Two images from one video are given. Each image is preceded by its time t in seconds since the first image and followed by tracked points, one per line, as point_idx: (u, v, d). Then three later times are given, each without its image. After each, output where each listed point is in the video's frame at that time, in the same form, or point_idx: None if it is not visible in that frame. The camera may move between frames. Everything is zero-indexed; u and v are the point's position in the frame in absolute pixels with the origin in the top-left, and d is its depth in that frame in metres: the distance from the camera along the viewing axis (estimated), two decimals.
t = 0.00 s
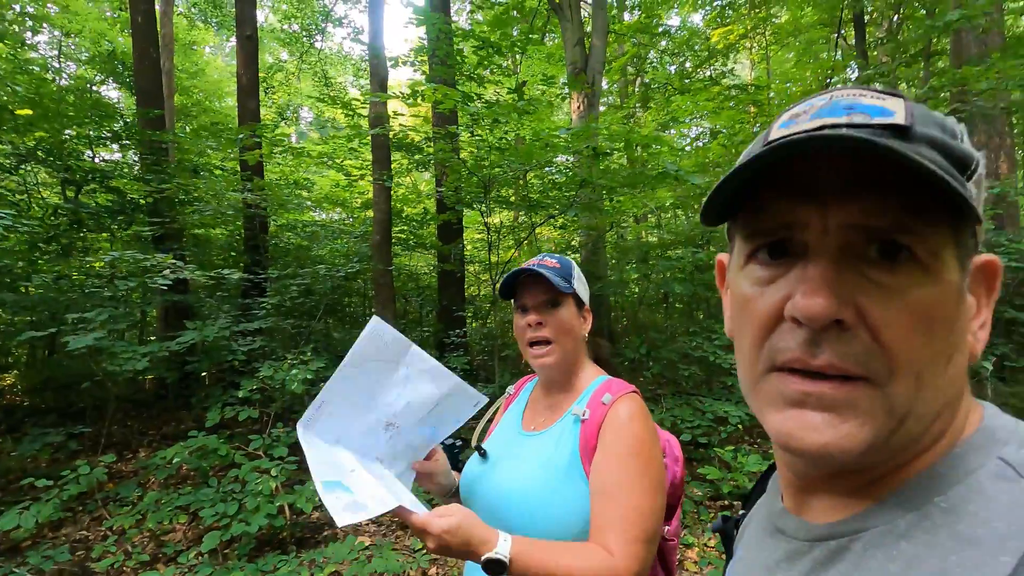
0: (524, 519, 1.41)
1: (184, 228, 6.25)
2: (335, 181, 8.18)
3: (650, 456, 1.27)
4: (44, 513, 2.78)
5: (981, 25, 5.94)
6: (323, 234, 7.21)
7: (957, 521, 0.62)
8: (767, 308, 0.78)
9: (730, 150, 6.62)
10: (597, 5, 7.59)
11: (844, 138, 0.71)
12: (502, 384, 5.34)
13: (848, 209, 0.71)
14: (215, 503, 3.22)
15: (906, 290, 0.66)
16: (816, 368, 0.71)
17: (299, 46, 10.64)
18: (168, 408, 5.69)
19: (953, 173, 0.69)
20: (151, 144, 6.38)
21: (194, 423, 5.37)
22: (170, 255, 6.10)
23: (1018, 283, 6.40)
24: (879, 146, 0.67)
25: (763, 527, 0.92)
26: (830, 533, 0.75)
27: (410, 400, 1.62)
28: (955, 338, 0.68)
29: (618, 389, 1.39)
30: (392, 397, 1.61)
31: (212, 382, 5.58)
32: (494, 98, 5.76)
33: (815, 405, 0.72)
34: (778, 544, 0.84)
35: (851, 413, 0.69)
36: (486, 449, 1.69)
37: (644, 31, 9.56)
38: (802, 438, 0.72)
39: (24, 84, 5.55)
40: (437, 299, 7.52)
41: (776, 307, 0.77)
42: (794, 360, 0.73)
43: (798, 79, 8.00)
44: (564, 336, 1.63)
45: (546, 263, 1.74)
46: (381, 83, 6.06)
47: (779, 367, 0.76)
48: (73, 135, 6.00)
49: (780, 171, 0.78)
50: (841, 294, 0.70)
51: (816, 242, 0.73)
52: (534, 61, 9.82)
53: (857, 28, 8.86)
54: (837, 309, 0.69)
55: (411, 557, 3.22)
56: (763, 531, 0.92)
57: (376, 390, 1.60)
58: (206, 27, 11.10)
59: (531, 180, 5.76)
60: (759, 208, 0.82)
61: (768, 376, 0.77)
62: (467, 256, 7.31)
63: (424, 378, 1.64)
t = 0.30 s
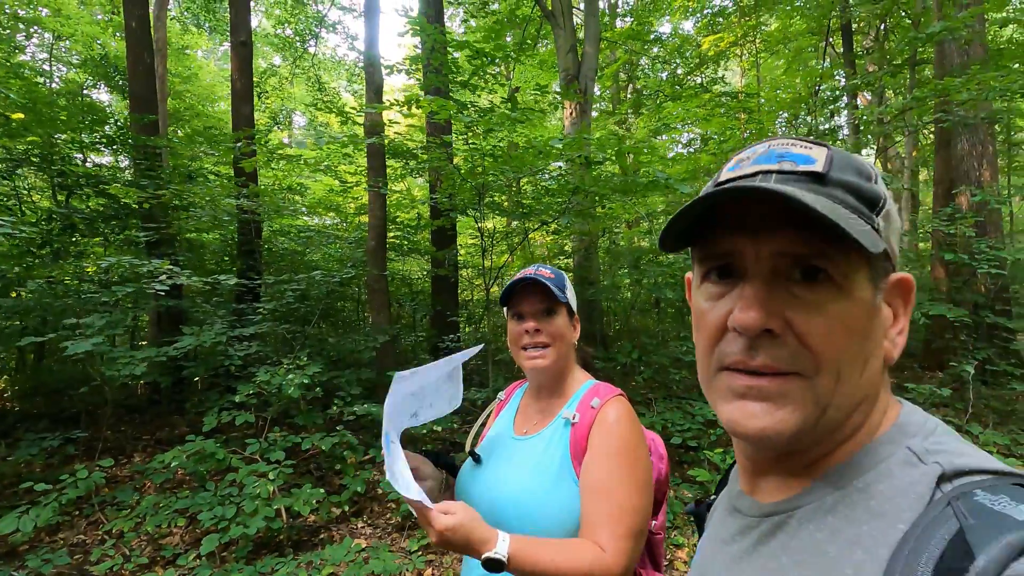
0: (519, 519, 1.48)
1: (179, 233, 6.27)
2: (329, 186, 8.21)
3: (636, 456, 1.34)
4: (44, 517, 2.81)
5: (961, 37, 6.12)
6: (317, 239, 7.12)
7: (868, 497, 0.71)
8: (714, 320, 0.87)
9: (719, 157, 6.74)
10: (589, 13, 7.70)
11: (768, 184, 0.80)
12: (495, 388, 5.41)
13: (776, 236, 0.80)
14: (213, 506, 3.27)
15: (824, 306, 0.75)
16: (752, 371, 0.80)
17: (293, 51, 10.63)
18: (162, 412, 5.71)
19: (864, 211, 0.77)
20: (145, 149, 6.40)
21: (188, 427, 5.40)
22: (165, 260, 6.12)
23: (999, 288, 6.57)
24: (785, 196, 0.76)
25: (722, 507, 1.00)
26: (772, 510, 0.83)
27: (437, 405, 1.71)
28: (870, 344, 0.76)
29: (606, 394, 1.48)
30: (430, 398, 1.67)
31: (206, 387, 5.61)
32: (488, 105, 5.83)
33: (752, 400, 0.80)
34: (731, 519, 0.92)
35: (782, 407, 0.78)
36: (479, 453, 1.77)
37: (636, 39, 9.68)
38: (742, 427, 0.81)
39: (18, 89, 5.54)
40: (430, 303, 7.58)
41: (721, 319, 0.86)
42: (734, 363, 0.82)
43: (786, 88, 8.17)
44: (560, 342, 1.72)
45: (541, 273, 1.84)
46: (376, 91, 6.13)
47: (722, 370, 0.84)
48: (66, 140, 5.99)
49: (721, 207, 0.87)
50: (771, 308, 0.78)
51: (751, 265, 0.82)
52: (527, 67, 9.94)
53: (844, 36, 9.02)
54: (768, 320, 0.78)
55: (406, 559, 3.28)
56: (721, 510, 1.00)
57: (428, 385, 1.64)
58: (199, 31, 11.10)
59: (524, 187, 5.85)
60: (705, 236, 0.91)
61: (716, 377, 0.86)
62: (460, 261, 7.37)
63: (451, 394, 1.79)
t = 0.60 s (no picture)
0: (514, 514, 1.50)
1: (173, 236, 6.26)
2: (323, 189, 8.21)
3: (627, 455, 1.39)
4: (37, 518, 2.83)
5: (948, 45, 6.22)
6: (312, 243, 7.19)
7: (830, 481, 0.75)
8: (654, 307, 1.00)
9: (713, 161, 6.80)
10: (583, 19, 7.77)
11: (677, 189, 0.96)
12: (489, 391, 5.43)
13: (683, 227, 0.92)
14: (207, 507, 3.27)
15: (716, 285, 0.84)
16: (666, 344, 0.92)
17: (288, 53, 10.60)
18: (155, 415, 5.70)
19: (765, 201, 0.84)
20: (139, 152, 6.40)
21: (182, 430, 5.40)
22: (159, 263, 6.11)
23: (986, 291, 6.68)
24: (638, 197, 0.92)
25: (702, 494, 1.04)
26: (742, 494, 0.87)
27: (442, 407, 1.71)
28: (780, 322, 0.79)
29: (599, 393, 1.52)
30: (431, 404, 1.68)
31: (200, 390, 5.62)
32: (483, 109, 5.86)
33: (668, 370, 0.91)
34: (709, 504, 0.96)
35: (687, 374, 0.88)
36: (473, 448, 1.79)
37: (630, 43, 9.76)
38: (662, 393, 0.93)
39: (10, 90, 5.51)
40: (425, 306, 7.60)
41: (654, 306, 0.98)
42: (658, 339, 0.95)
43: (777, 93, 8.25)
44: (553, 345, 1.74)
45: (537, 274, 1.86)
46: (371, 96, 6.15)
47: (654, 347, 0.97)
48: (58, 142, 5.97)
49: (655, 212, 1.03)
50: (675, 289, 0.90)
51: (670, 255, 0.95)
52: (522, 72, 10.00)
53: (835, 43, 9.13)
54: (672, 299, 0.91)
55: (401, 559, 3.30)
56: (701, 497, 1.04)
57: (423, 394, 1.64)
58: (193, 34, 11.09)
59: (518, 191, 5.88)
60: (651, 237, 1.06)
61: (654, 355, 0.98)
62: (455, 264, 7.39)
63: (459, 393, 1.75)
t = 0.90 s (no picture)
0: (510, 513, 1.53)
1: (165, 237, 6.23)
2: (318, 191, 8.20)
3: (618, 457, 1.37)
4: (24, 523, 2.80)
5: (939, 50, 6.29)
6: (306, 245, 7.16)
7: (834, 490, 0.74)
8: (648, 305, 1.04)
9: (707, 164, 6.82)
10: (578, 22, 7.81)
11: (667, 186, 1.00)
12: (484, 393, 5.42)
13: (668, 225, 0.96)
14: (198, 510, 3.25)
15: (694, 280, 0.88)
16: (654, 340, 0.96)
17: (282, 55, 10.57)
18: (146, 418, 5.68)
19: (747, 196, 0.86)
20: (132, 153, 6.38)
21: (173, 433, 5.38)
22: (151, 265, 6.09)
23: (976, 294, 6.74)
24: (618, 197, 0.99)
25: (701, 500, 1.04)
26: (742, 501, 0.87)
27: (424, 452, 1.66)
28: (758, 318, 0.81)
29: (593, 396, 1.53)
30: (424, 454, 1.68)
31: (192, 392, 5.59)
32: (478, 111, 5.86)
33: (655, 368, 0.95)
34: (709, 511, 0.96)
35: (670, 371, 0.91)
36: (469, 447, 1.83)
37: (624, 47, 9.82)
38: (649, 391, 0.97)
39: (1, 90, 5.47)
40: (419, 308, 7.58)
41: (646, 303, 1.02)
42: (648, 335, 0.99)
43: (770, 97, 8.32)
44: (532, 354, 1.78)
45: (517, 285, 1.91)
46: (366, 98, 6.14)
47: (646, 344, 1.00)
48: (49, 142, 5.92)
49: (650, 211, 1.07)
50: (660, 286, 0.94)
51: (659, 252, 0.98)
52: (517, 75, 10.03)
53: (827, 47, 9.22)
54: (657, 295, 0.95)
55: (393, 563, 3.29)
56: (701, 503, 1.03)
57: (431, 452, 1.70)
58: (187, 35, 11.05)
59: (513, 193, 5.88)
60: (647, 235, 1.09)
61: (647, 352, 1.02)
62: (449, 266, 7.39)
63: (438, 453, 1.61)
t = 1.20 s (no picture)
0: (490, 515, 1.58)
1: (155, 240, 6.18)
2: (309, 194, 8.18)
3: (591, 464, 1.39)
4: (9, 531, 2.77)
5: (926, 57, 6.39)
6: (298, 248, 7.11)
7: (833, 500, 0.75)
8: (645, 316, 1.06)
9: (699, 168, 6.86)
10: (570, 26, 7.85)
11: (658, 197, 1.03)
12: (476, 397, 5.42)
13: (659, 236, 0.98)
14: (188, 516, 3.22)
15: (682, 290, 0.90)
16: (647, 352, 0.99)
17: (274, 57, 10.54)
18: (135, 422, 5.63)
19: (733, 207, 0.88)
20: (122, 155, 6.35)
21: (162, 438, 5.33)
22: (139, 268, 6.03)
23: (963, 298, 6.84)
24: (604, 211, 1.04)
25: (699, 507, 1.05)
26: (740, 511, 0.88)
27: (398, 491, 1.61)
28: (744, 328, 0.83)
29: (574, 402, 1.55)
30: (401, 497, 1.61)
31: (182, 396, 5.55)
32: (471, 114, 5.87)
33: (649, 379, 0.98)
34: (707, 520, 0.97)
35: (661, 382, 0.93)
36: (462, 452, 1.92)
37: (616, 51, 9.90)
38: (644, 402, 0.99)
39: None
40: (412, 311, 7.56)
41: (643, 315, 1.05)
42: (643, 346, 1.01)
43: (759, 103, 8.43)
44: (513, 360, 1.86)
45: (499, 292, 1.99)
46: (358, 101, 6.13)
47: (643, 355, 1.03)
48: (37, 143, 5.85)
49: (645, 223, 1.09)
50: (651, 296, 0.97)
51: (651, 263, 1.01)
52: (509, 79, 10.08)
53: (817, 53, 9.33)
54: (648, 306, 0.97)
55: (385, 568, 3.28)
56: (699, 511, 1.05)
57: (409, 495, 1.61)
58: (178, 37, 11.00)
59: (506, 196, 5.89)
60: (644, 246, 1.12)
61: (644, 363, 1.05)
62: (442, 269, 7.38)
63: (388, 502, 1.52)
